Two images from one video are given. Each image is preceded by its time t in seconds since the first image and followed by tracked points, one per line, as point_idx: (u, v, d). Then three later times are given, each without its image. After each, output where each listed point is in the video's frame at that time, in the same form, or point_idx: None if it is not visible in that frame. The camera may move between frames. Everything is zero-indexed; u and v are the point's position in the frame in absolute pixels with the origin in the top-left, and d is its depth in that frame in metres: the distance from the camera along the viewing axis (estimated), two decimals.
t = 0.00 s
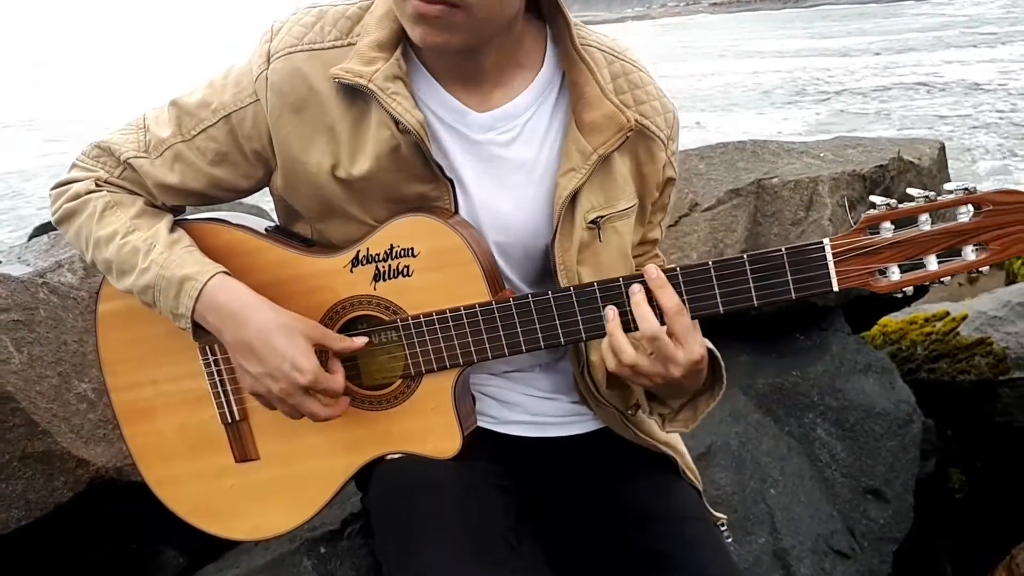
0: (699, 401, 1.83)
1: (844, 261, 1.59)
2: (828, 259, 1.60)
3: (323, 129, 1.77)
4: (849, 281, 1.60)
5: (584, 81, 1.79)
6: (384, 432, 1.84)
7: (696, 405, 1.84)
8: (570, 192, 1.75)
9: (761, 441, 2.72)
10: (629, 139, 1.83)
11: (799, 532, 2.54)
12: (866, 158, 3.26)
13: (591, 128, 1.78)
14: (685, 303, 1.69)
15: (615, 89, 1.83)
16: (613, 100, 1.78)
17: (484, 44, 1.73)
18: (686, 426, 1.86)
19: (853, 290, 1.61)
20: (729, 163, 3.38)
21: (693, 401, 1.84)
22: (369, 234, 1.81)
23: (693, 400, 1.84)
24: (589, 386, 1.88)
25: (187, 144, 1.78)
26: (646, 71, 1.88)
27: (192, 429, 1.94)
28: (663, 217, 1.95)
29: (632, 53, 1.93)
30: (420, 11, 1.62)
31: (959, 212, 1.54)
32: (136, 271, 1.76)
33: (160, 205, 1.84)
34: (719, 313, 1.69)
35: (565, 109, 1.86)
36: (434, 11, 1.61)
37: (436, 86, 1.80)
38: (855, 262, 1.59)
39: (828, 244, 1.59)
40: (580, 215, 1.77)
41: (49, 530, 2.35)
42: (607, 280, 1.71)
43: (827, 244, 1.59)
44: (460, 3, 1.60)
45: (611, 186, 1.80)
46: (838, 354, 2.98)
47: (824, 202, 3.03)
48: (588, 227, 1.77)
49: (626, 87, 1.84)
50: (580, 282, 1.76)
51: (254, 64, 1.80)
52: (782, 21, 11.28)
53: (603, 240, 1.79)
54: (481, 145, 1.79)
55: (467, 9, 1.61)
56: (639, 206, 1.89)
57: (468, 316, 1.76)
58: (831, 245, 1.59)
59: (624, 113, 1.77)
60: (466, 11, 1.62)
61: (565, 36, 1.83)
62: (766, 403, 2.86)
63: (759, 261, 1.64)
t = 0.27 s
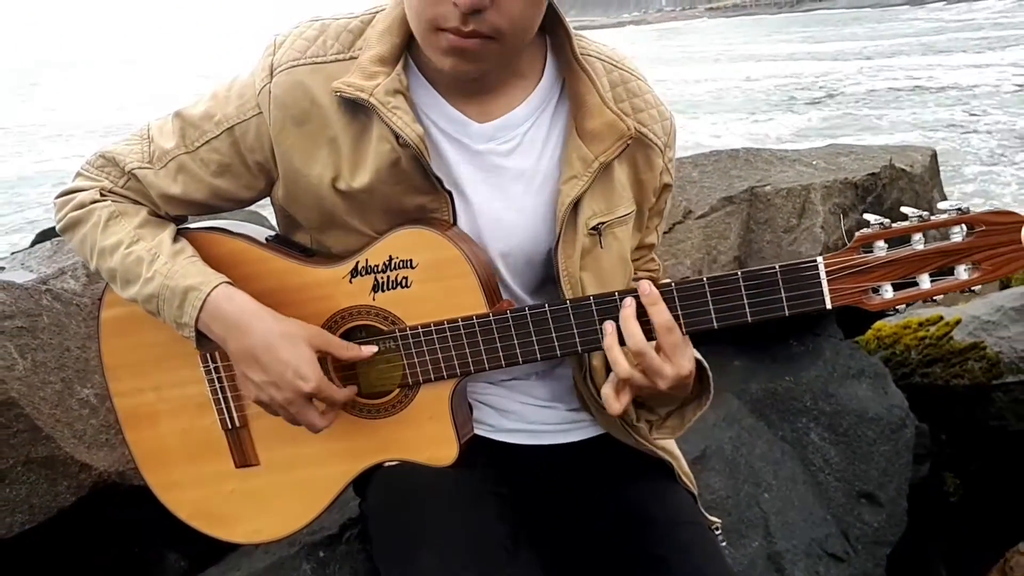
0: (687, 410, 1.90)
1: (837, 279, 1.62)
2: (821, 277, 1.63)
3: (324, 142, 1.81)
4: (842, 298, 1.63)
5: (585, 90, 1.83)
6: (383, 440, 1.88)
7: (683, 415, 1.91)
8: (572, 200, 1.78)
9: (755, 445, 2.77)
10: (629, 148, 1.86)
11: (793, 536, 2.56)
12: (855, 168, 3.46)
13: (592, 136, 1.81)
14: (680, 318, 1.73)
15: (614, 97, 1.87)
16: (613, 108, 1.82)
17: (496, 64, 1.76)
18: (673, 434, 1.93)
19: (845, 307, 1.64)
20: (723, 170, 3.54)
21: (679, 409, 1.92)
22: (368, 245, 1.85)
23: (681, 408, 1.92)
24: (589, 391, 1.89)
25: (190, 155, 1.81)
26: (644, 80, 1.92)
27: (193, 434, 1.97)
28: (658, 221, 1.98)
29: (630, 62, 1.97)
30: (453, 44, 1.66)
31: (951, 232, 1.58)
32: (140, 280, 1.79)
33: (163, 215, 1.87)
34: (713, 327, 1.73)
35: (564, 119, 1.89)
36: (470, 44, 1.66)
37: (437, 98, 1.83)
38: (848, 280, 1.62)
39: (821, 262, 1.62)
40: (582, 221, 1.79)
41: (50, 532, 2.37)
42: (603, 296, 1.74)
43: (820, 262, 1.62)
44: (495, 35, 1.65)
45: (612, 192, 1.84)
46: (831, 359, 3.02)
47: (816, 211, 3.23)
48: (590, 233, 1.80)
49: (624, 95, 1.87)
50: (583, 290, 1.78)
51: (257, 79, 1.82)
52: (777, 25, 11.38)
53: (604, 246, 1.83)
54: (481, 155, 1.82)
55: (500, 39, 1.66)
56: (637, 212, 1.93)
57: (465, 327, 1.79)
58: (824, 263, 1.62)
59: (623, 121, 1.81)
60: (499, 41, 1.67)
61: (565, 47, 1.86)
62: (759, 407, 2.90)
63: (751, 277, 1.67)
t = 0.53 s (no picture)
0: (680, 419, 1.90)
1: (828, 290, 1.65)
2: (813, 287, 1.66)
3: (323, 157, 1.84)
4: (832, 308, 1.66)
5: (582, 108, 1.86)
6: (382, 446, 1.91)
7: (676, 423, 1.91)
8: (569, 215, 1.81)
9: (751, 450, 2.80)
10: (627, 163, 1.89)
11: (787, 540, 2.60)
12: (851, 173, 3.54)
13: (589, 153, 1.84)
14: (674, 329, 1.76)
15: (612, 113, 1.90)
16: (611, 125, 1.85)
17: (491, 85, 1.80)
18: (666, 442, 1.92)
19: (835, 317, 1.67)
20: (720, 178, 3.64)
21: (673, 417, 1.91)
22: (367, 254, 1.88)
23: (674, 417, 1.91)
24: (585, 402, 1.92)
25: (193, 167, 1.84)
26: (642, 95, 1.95)
27: (195, 440, 2.00)
28: (657, 234, 2.00)
29: (628, 77, 2.00)
30: (438, 68, 1.70)
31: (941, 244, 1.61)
32: (143, 289, 1.82)
33: (165, 224, 1.90)
34: (706, 336, 1.76)
35: (562, 134, 1.92)
36: (455, 69, 1.69)
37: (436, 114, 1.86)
38: (839, 290, 1.65)
39: (812, 272, 1.65)
40: (578, 236, 1.82)
41: (54, 536, 2.41)
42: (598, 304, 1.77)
43: (811, 272, 1.65)
44: (479, 61, 1.69)
45: (608, 208, 1.86)
46: (825, 365, 3.01)
47: (811, 217, 3.33)
48: (586, 248, 1.83)
49: (623, 110, 1.90)
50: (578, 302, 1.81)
51: (259, 95, 1.85)
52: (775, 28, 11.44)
53: (600, 260, 1.85)
54: (480, 170, 1.85)
55: (485, 64, 1.70)
56: (634, 226, 1.95)
57: (462, 335, 1.82)
58: (815, 273, 1.65)
59: (621, 137, 1.84)
60: (483, 66, 1.70)
61: (564, 64, 1.89)
62: (755, 413, 2.93)
63: (744, 288, 1.70)
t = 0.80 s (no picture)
0: (676, 429, 1.92)
1: (822, 306, 1.69)
2: (806, 303, 1.69)
3: (324, 172, 1.87)
4: (825, 323, 1.70)
5: (580, 123, 1.89)
6: (381, 454, 1.95)
7: (671, 433, 1.93)
8: (565, 229, 1.84)
9: (746, 456, 2.84)
10: (624, 177, 1.91)
11: (782, 546, 2.63)
12: (845, 182, 3.62)
13: (586, 168, 1.87)
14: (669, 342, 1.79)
15: (610, 128, 1.92)
16: (608, 141, 1.87)
17: (485, 99, 1.84)
18: (661, 453, 1.95)
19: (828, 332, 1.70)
20: (716, 182, 3.75)
21: (669, 427, 1.94)
22: (367, 265, 1.91)
23: (668, 429, 1.94)
24: (582, 415, 1.95)
25: (196, 179, 1.87)
26: (639, 111, 1.98)
27: (197, 445, 2.03)
28: (653, 247, 2.02)
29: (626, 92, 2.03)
30: (426, 79, 1.73)
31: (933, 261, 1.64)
32: (146, 298, 1.85)
33: (169, 235, 1.93)
34: (701, 351, 1.79)
35: (560, 150, 1.94)
36: (442, 80, 1.72)
37: (435, 128, 1.90)
38: (832, 305, 1.69)
39: (805, 288, 1.68)
40: (575, 249, 1.86)
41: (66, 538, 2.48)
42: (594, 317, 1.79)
43: (804, 288, 1.69)
44: (466, 74, 1.72)
45: (605, 222, 1.89)
46: (820, 374, 3.04)
47: (806, 225, 3.42)
48: (583, 260, 1.86)
49: (620, 126, 1.93)
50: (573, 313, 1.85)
51: (261, 109, 1.88)
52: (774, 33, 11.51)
53: (596, 273, 1.88)
54: (477, 183, 1.88)
55: (471, 76, 1.72)
56: (631, 238, 1.98)
57: (458, 346, 1.85)
58: (808, 289, 1.68)
59: (618, 153, 1.86)
60: (470, 78, 1.73)
61: (562, 79, 1.92)
62: (749, 419, 2.96)
63: (736, 301, 1.73)
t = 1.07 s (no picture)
0: (674, 439, 1.95)
1: (815, 315, 1.72)
2: (799, 313, 1.72)
3: (325, 182, 1.89)
4: (817, 332, 1.73)
5: (575, 138, 1.92)
6: (381, 461, 1.98)
7: (670, 442, 1.96)
8: (561, 243, 1.87)
9: (741, 462, 2.87)
10: (619, 193, 1.95)
11: (776, 551, 2.64)
12: (838, 194, 3.88)
13: (582, 183, 1.90)
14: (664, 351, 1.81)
15: (605, 144, 1.96)
16: (603, 155, 1.91)
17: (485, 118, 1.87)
18: (660, 463, 1.97)
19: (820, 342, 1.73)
20: (711, 194, 4.04)
21: (667, 437, 1.96)
22: (367, 274, 1.94)
23: (667, 439, 1.97)
24: (577, 424, 1.98)
25: (200, 190, 1.91)
26: (635, 126, 2.01)
27: (198, 451, 2.06)
28: (647, 260, 2.06)
29: (622, 108, 2.07)
30: (431, 104, 1.77)
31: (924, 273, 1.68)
32: (150, 305, 1.88)
33: (172, 244, 1.96)
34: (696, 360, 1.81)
35: (557, 164, 1.98)
36: (446, 106, 1.76)
37: (434, 144, 1.92)
38: (825, 315, 1.72)
39: (797, 298, 1.71)
40: (570, 262, 1.88)
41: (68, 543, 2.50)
42: (591, 327, 1.83)
43: (797, 298, 1.72)
44: (469, 97, 1.75)
45: (600, 236, 1.93)
46: (815, 381, 3.10)
47: (799, 233, 3.67)
48: (578, 273, 1.89)
49: (615, 141, 1.97)
50: (569, 325, 1.88)
51: (264, 121, 1.92)
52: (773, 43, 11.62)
53: (591, 286, 1.92)
54: (477, 198, 1.91)
55: (476, 100, 1.76)
56: (626, 251, 2.02)
57: (457, 354, 1.89)
58: (801, 299, 1.71)
59: (612, 168, 1.90)
60: (474, 101, 1.77)
61: (559, 95, 1.95)
62: (744, 425, 3.02)
63: (731, 311, 1.76)
